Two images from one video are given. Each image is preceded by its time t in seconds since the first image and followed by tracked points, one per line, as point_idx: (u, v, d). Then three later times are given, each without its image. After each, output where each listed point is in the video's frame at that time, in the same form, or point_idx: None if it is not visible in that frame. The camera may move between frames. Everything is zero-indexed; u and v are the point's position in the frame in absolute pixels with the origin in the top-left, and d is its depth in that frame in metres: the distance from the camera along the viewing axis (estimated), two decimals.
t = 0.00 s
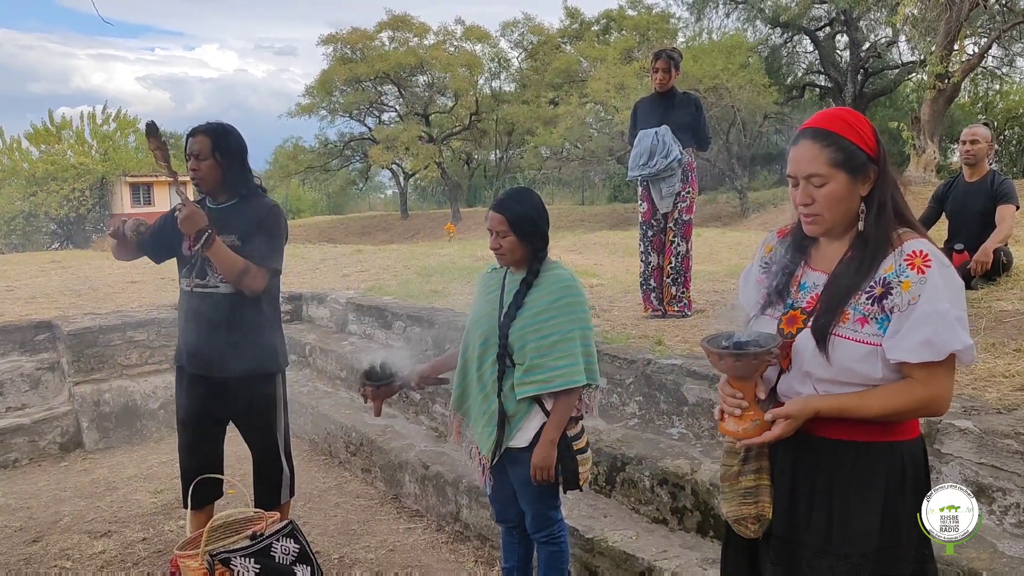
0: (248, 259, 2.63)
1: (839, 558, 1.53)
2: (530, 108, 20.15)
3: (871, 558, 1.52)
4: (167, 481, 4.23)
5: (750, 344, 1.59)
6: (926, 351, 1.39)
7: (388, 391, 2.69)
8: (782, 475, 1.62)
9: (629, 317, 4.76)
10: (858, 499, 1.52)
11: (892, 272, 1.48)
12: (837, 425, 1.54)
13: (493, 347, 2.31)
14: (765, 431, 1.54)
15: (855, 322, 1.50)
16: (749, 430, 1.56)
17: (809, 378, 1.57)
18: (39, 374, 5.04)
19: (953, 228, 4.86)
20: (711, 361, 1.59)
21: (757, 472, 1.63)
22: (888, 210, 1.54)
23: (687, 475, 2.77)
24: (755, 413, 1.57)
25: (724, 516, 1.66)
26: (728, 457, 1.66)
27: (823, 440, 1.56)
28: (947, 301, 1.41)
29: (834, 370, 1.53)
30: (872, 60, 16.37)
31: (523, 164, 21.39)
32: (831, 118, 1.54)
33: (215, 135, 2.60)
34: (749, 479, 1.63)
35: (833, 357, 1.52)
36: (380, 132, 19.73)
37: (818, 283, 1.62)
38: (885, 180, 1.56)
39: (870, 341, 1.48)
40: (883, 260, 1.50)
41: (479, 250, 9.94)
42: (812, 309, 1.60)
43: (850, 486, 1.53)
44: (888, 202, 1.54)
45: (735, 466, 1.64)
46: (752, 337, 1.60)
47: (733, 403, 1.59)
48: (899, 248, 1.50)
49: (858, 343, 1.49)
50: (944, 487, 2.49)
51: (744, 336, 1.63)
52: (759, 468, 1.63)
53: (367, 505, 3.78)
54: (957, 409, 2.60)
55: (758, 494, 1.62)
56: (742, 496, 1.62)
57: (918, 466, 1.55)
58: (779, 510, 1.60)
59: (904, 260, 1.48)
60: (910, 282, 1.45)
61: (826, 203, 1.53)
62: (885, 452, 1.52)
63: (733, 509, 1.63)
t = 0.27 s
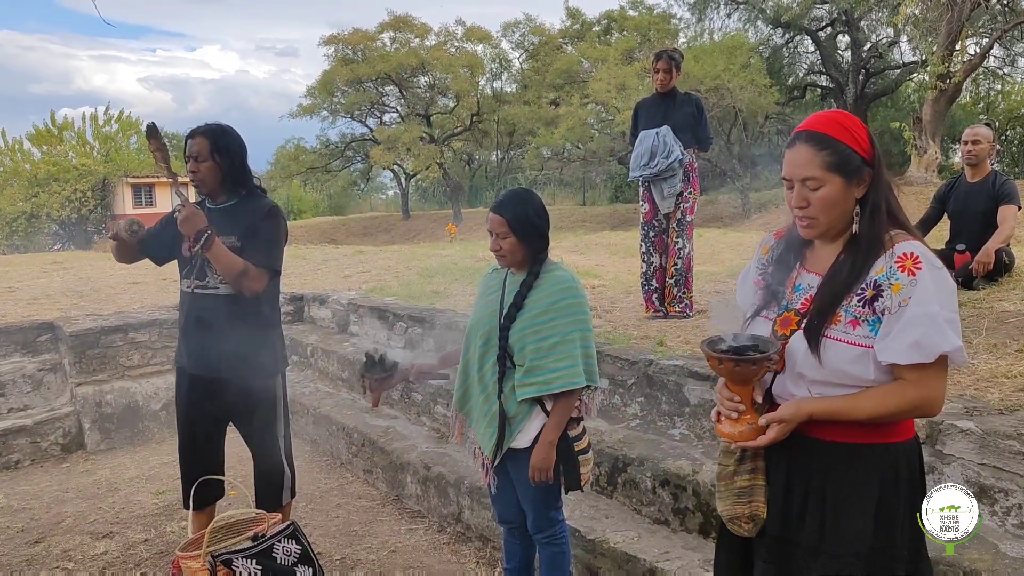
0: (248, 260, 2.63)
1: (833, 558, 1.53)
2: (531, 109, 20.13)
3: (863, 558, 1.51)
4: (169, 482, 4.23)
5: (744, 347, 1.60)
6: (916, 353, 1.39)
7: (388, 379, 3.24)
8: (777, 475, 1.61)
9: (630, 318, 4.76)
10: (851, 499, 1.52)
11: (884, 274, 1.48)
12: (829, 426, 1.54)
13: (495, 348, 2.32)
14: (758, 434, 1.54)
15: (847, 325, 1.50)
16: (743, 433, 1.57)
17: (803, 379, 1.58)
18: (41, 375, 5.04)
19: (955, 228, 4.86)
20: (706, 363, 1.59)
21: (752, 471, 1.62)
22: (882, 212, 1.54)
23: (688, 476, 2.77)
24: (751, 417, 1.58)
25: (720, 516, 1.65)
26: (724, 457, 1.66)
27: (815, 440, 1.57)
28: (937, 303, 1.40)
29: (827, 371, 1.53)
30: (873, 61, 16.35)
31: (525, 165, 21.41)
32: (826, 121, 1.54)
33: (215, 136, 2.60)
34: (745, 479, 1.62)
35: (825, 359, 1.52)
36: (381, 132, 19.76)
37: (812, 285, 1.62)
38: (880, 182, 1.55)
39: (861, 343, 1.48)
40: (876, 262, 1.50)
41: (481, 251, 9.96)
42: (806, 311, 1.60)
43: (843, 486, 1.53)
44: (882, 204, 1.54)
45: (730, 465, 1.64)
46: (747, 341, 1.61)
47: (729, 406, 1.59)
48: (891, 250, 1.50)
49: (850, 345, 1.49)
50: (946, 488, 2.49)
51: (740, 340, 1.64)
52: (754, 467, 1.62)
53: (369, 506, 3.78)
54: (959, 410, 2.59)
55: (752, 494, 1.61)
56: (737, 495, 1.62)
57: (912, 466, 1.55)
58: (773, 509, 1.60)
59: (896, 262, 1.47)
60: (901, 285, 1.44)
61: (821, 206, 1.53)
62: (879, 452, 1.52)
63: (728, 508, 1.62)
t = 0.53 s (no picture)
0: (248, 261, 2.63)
1: (830, 557, 1.53)
2: (532, 109, 20.13)
3: (861, 557, 1.51)
4: (171, 483, 4.23)
5: (742, 349, 1.60)
6: (911, 351, 1.40)
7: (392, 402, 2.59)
8: (774, 476, 1.61)
9: (631, 319, 4.76)
10: (848, 498, 1.52)
11: (879, 273, 1.48)
12: (826, 425, 1.54)
13: (500, 350, 2.31)
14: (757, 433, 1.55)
15: (843, 323, 1.50)
16: (741, 433, 1.57)
17: (800, 378, 1.58)
18: (43, 376, 5.04)
19: (956, 229, 4.86)
20: (705, 365, 1.59)
21: (750, 471, 1.63)
22: (878, 213, 1.54)
23: (689, 476, 2.77)
24: (749, 417, 1.58)
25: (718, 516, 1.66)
26: (722, 456, 1.66)
27: (811, 440, 1.57)
28: (931, 302, 1.41)
29: (823, 370, 1.53)
30: (874, 60, 16.35)
31: (526, 165, 21.42)
32: (822, 122, 1.55)
33: (213, 137, 2.60)
34: (742, 479, 1.63)
35: (821, 357, 1.52)
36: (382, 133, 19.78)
37: (809, 284, 1.62)
38: (876, 183, 1.56)
39: (857, 341, 1.48)
40: (872, 261, 1.50)
41: (482, 251, 9.97)
42: (802, 310, 1.60)
43: (840, 485, 1.53)
44: (877, 204, 1.54)
45: (727, 465, 1.64)
46: (745, 342, 1.61)
47: (727, 407, 1.59)
48: (886, 249, 1.50)
49: (846, 344, 1.49)
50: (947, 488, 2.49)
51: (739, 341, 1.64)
52: (751, 467, 1.63)
53: (370, 507, 3.79)
54: (961, 411, 2.60)
55: (750, 493, 1.62)
56: (734, 494, 1.63)
57: (910, 464, 1.55)
58: (771, 509, 1.60)
59: (891, 261, 1.47)
60: (896, 283, 1.45)
61: (818, 206, 1.53)
62: (874, 451, 1.52)
63: (725, 508, 1.63)
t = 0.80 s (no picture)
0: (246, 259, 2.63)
1: (830, 553, 1.53)
2: (533, 109, 20.13)
3: (860, 553, 1.51)
4: (172, 483, 4.24)
5: (744, 347, 1.59)
6: (910, 346, 1.40)
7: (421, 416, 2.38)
8: (772, 474, 1.61)
9: (632, 319, 4.76)
10: (847, 495, 1.52)
11: (877, 270, 1.48)
12: (825, 423, 1.54)
13: (509, 348, 2.31)
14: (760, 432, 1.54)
15: (842, 320, 1.50)
16: (742, 432, 1.57)
17: (799, 375, 1.57)
18: (44, 376, 5.04)
19: (957, 228, 4.86)
20: (706, 364, 1.58)
21: (749, 469, 1.62)
22: (874, 212, 1.54)
23: (690, 476, 2.77)
24: (750, 416, 1.58)
25: (717, 515, 1.65)
26: (720, 456, 1.65)
27: (810, 438, 1.57)
28: (929, 297, 1.41)
29: (823, 368, 1.52)
30: (874, 60, 16.34)
31: (527, 165, 21.43)
32: (817, 122, 1.55)
33: (213, 136, 2.61)
34: (741, 477, 1.62)
35: (821, 354, 1.52)
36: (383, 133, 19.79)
37: (806, 283, 1.62)
38: (870, 182, 1.56)
39: (856, 338, 1.48)
40: (868, 258, 1.51)
41: (483, 251, 9.97)
42: (800, 308, 1.60)
43: (838, 482, 1.53)
44: (873, 204, 1.54)
45: (726, 464, 1.63)
46: (747, 340, 1.60)
47: (728, 406, 1.59)
48: (883, 247, 1.50)
49: (846, 341, 1.49)
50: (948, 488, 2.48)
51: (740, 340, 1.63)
52: (750, 466, 1.62)
53: (371, 507, 3.79)
54: (962, 411, 2.60)
55: (749, 492, 1.61)
56: (734, 493, 1.62)
57: (906, 460, 1.56)
58: (771, 507, 1.60)
59: (889, 259, 1.48)
60: (894, 280, 1.45)
61: (815, 205, 1.53)
62: (872, 448, 1.53)
63: (725, 507, 1.62)
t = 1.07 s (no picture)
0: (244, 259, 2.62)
1: (827, 548, 1.53)
2: (533, 109, 20.14)
3: (858, 547, 1.52)
4: (173, 482, 4.24)
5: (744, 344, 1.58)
6: (908, 342, 1.40)
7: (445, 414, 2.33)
8: (770, 471, 1.61)
9: (632, 318, 4.76)
10: (845, 490, 1.52)
11: (873, 267, 1.48)
12: (823, 418, 1.54)
13: (514, 347, 2.31)
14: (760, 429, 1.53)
15: (840, 317, 1.50)
16: (742, 429, 1.57)
17: (797, 372, 1.57)
18: (44, 375, 5.05)
19: (957, 228, 4.86)
20: (706, 363, 1.58)
21: (747, 466, 1.62)
22: (868, 211, 1.54)
23: (689, 476, 2.77)
24: (749, 414, 1.58)
25: (715, 512, 1.65)
26: (716, 453, 1.65)
27: (807, 433, 1.56)
28: (925, 293, 1.42)
29: (821, 364, 1.52)
30: (875, 60, 16.34)
31: (527, 165, 21.45)
32: (811, 122, 1.55)
33: (211, 136, 2.61)
34: (739, 474, 1.61)
35: (819, 351, 1.52)
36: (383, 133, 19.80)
37: (799, 282, 1.62)
38: (863, 182, 1.57)
39: (853, 334, 1.48)
40: (863, 256, 1.51)
41: (483, 251, 9.97)
42: (795, 306, 1.60)
43: (836, 478, 1.53)
44: (866, 203, 1.55)
45: (723, 461, 1.63)
46: (747, 337, 1.60)
47: (729, 404, 1.59)
48: (877, 245, 1.50)
49: (843, 337, 1.49)
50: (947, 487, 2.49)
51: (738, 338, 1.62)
52: (747, 462, 1.62)
53: (371, 507, 3.79)
54: (961, 410, 2.60)
55: (747, 488, 1.61)
56: (732, 490, 1.61)
57: (901, 455, 1.56)
58: (768, 503, 1.60)
59: (884, 256, 1.48)
60: (890, 277, 1.45)
61: (810, 204, 1.53)
62: (869, 443, 1.53)
63: (723, 505, 1.62)
